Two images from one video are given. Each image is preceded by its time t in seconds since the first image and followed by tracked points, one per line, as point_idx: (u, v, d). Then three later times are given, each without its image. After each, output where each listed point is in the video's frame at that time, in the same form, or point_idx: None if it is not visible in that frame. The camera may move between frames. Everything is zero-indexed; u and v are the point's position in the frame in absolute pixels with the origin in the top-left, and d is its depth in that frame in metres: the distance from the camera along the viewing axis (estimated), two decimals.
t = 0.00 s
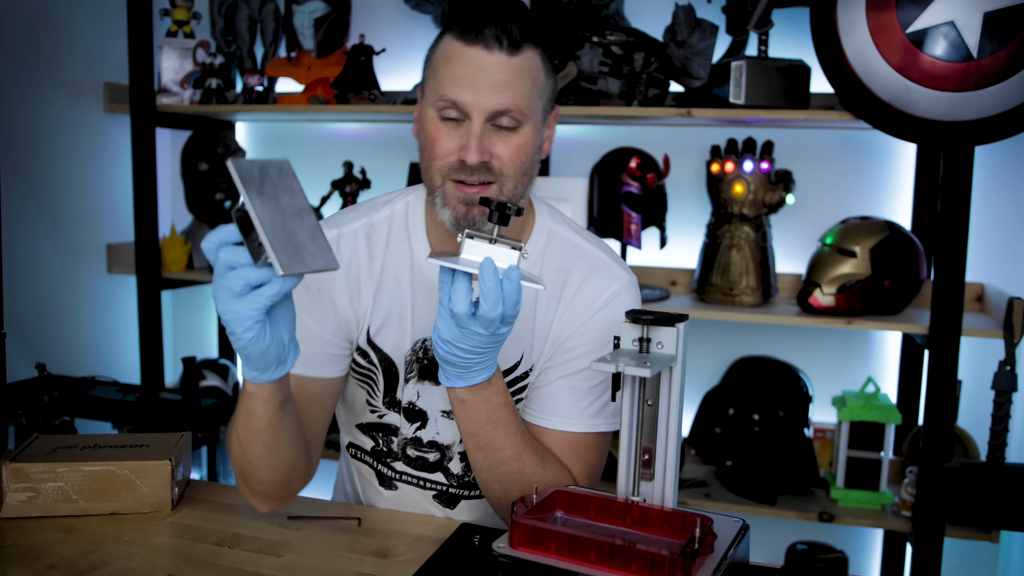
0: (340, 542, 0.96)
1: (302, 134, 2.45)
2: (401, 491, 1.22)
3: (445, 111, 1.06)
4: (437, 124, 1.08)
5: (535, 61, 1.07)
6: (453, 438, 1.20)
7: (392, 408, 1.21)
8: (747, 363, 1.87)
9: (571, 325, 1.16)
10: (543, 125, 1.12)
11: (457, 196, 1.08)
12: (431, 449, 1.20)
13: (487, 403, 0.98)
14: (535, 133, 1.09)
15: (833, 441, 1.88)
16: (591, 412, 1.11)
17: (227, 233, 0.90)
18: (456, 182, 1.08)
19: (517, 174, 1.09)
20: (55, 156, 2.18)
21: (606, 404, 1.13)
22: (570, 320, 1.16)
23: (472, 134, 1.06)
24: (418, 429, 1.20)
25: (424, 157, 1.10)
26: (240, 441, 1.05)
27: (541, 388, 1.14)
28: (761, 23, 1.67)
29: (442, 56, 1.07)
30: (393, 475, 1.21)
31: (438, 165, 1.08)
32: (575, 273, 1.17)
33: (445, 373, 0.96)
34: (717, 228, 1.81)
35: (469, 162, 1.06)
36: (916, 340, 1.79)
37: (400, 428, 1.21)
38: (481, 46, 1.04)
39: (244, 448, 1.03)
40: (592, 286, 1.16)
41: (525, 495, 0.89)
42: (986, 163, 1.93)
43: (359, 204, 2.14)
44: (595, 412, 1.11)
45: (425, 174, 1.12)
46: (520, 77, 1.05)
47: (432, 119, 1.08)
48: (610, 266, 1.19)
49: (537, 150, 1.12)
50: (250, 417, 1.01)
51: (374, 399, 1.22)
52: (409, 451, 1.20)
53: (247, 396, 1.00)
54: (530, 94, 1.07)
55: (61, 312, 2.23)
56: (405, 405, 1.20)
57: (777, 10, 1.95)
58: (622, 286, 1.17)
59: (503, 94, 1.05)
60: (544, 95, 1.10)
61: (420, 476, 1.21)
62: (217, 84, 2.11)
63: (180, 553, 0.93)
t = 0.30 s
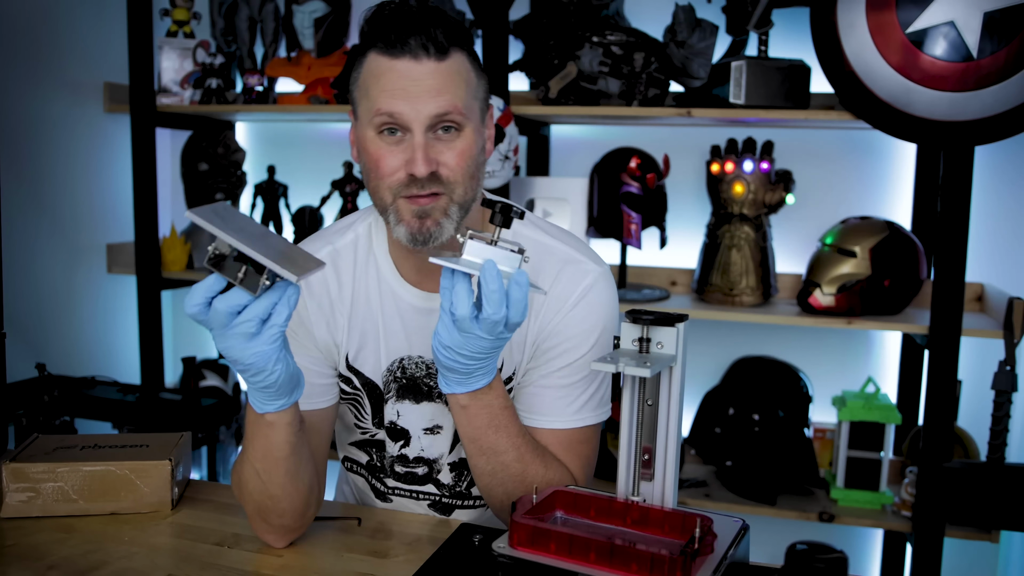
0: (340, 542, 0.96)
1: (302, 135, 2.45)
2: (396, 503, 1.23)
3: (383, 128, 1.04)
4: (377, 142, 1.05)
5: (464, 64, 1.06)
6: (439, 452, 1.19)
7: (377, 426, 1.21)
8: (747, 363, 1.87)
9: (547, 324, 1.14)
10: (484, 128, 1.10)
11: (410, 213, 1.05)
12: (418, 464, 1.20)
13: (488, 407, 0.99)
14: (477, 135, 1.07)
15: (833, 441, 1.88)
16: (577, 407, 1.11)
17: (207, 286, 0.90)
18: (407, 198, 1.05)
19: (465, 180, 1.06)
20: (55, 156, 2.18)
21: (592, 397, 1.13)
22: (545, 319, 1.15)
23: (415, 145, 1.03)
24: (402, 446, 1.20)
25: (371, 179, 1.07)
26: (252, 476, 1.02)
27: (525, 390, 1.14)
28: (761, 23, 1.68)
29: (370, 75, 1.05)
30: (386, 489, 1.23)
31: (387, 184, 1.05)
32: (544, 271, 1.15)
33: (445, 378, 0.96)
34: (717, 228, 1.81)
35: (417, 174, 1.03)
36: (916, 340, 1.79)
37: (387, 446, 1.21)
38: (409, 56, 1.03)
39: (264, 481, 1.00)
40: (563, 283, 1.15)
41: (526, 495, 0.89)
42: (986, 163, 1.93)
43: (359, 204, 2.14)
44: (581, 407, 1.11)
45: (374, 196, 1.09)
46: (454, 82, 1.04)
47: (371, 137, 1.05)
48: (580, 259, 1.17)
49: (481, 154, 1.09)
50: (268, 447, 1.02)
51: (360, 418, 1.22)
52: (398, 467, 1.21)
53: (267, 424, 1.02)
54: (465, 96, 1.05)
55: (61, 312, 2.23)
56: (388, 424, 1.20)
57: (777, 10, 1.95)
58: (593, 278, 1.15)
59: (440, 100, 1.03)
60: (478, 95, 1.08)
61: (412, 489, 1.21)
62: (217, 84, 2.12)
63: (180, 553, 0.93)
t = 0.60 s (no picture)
0: (340, 542, 0.96)
1: (302, 135, 2.45)
2: (390, 501, 1.23)
3: (362, 128, 1.03)
4: (357, 143, 1.04)
5: (441, 62, 1.05)
6: (431, 449, 1.19)
7: (369, 425, 1.21)
8: (747, 363, 1.87)
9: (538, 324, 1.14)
10: (464, 126, 1.09)
11: (391, 213, 1.04)
12: (411, 463, 1.20)
13: (489, 414, 0.98)
14: (457, 134, 1.06)
15: (833, 441, 1.88)
16: (571, 406, 1.12)
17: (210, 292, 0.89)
18: (388, 199, 1.04)
19: (446, 180, 1.05)
20: (55, 156, 2.18)
21: (585, 395, 1.13)
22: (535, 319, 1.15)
23: (395, 145, 1.02)
24: (395, 445, 1.20)
25: (352, 179, 1.06)
26: (250, 477, 1.02)
27: (518, 391, 1.14)
28: (761, 23, 1.68)
29: (348, 75, 1.04)
30: (380, 488, 1.23)
31: (368, 185, 1.04)
32: (532, 272, 1.15)
33: (447, 388, 0.95)
34: (717, 228, 1.81)
35: (397, 175, 1.02)
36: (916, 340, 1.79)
37: (379, 445, 1.21)
38: (387, 56, 1.02)
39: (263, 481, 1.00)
40: (552, 282, 1.15)
41: (526, 495, 0.89)
42: (985, 163, 1.93)
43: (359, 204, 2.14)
44: (575, 406, 1.12)
45: (356, 197, 1.08)
46: (432, 80, 1.03)
47: (351, 138, 1.04)
48: (569, 257, 1.17)
49: (462, 153, 1.08)
50: (265, 447, 1.02)
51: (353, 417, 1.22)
52: (391, 466, 1.21)
53: (262, 424, 1.02)
54: (444, 95, 1.04)
55: (61, 312, 2.23)
56: (379, 423, 1.20)
57: (777, 11, 1.95)
58: (582, 276, 1.15)
59: (418, 99, 1.02)
60: (458, 94, 1.07)
61: (406, 487, 1.21)
62: (217, 84, 2.12)
63: (179, 553, 0.93)
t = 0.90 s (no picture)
0: (340, 542, 0.96)
1: (302, 135, 2.45)
2: (389, 502, 1.22)
3: (355, 138, 1.03)
4: (351, 152, 1.04)
5: (428, 63, 1.04)
6: (429, 448, 1.19)
7: (368, 425, 1.21)
8: (747, 363, 1.87)
9: (534, 324, 1.14)
10: (455, 125, 1.09)
11: (391, 221, 1.05)
12: (409, 462, 1.20)
13: (485, 425, 0.97)
14: (449, 135, 1.06)
15: (833, 441, 1.88)
16: (568, 405, 1.11)
17: (274, 301, 0.87)
18: (386, 206, 1.05)
19: (441, 183, 1.05)
20: (55, 155, 2.18)
21: (582, 395, 1.12)
22: (532, 318, 1.15)
23: (389, 153, 1.02)
24: (393, 445, 1.20)
25: (348, 188, 1.07)
26: (248, 482, 1.01)
27: (515, 390, 1.14)
28: (761, 23, 1.68)
29: (336, 83, 1.04)
30: (378, 488, 1.22)
31: (365, 193, 1.05)
32: (529, 270, 1.16)
33: (440, 408, 0.94)
34: (717, 228, 1.81)
35: (393, 182, 1.02)
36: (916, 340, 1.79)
37: (378, 445, 1.21)
38: (373, 63, 1.01)
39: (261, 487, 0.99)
40: (548, 281, 1.15)
41: (526, 495, 0.89)
42: (985, 163, 1.93)
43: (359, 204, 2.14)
44: (573, 405, 1.11)
45: (354, 205, 1.08)
46: (420, 84, 1.02)
47: (345, 147, 1.04)
48: (565, 257, 1.17)
49: (455, 154, 1.09)
50: (263, 453, 1.02)
51: (351, 417, 1.23)
52: (389, 466, 1.21)
53: (259, 431, 1.02)
54: (434, 97, 1.04)
55: (61, 312, 2.23)
56: (377, 423, 1.20)
57: (777, 11, 1.95)
58: (578, 275, 1.15)
59: (408, 106, 1.01)
60: (448, 93, 1.07)
61: (404, 487, 1.21)
62: (217, 84, 2.12)
63: (180, 553, 0.93)
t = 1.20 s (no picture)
0: (339, 543, 0.96)
1: (301, 134, 2.45)
2: (387, 500, 1.23)
3: (347, 140, 1.03)
4: (343, 153, 1.04)
5: (420, 64, 1.04)
6: (427, 447, 1.20)
7: (366, 425, 1.21)
8: (747, 363, 1.87)
9: (531, 323, 1.14)
10: (447, 125, 1.09)
11: (382, 221, 1.05)
12: (407, 461, 1.20)
13: (470, 429, 0.96)
14: (441, 136, 1.06)
15: (833, 441, 1.88)
16: (566, 405, 1.11)
17: (331, 314, 0.87)
18: (378, 206, 1.05)
19: (434, 184, 1.05)
20: (55, 155, 2.18)
21: (580, 394, 1.12)
22: (528, 318, 1.15)
23: (380, 154, 1.02)
24: (391, 444, 1.20)
25: (341, 188, 1.07)
26: (269, 487, 0.98)
27: (512, 390, 1.14)
28: (761, 23, 1.68)
29: (328, 85, 1.03)
30: (377, 487, 1.22)
31: (356, 194, 1.05)
32: (525, 269, 1.16)
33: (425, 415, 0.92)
34: (717, 228, 1.81)
35: (384, 182, 1.02)
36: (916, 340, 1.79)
37: (375, 444, 1.21)
38: (365, 65, 1.01)
39: (280, 492, 0.96)
40: (544, 280, 1.15)
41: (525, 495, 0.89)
42: (985, 163, 1.93)
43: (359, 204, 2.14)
44: (570, 405, 1.11)
45: (346, 205, 1.08)
46: (412, 86, 1.02)
47: (337, 149, 1.04)
48: (562, 255, 1.17)
49: (448, 154, 1.09)
50: (292, 460, 0.99)
51: (349, 417, 1.22)
52: (387, 465, 1.21)
53: (295, 443, 0.99)
54: (426, 98, 1.04)
55: (61, 312, 2.23)
56: (375, 422, 1.20)
57: (777, 11, 1.95)
58: (575, 274, 1.15)
59: (400, 108, 1.01)
60: (439, 94, 1.07)
61: (402, 486, 1.21)
62: (217, 84, 2.12)
63: (179, 553, 0.93)
